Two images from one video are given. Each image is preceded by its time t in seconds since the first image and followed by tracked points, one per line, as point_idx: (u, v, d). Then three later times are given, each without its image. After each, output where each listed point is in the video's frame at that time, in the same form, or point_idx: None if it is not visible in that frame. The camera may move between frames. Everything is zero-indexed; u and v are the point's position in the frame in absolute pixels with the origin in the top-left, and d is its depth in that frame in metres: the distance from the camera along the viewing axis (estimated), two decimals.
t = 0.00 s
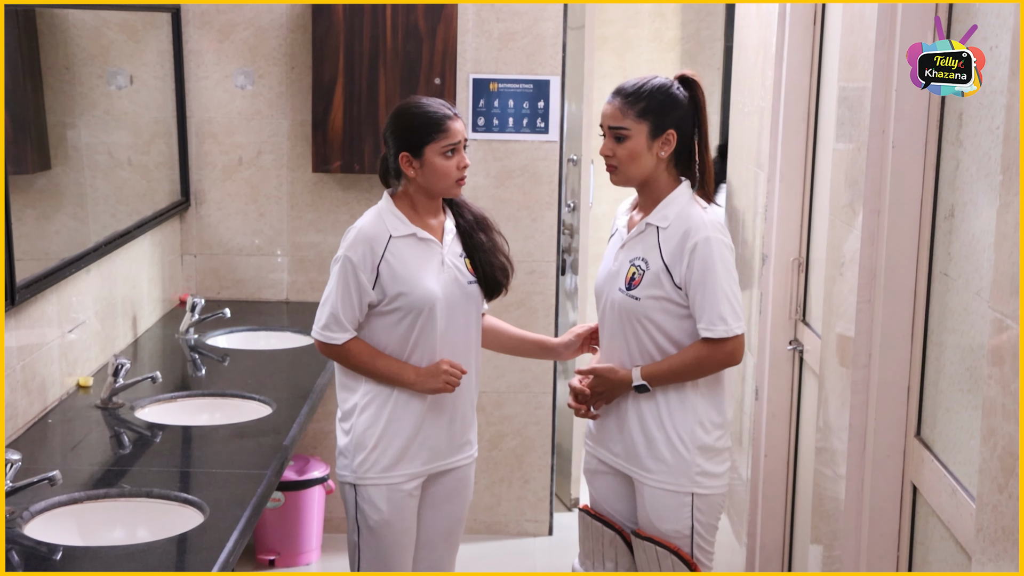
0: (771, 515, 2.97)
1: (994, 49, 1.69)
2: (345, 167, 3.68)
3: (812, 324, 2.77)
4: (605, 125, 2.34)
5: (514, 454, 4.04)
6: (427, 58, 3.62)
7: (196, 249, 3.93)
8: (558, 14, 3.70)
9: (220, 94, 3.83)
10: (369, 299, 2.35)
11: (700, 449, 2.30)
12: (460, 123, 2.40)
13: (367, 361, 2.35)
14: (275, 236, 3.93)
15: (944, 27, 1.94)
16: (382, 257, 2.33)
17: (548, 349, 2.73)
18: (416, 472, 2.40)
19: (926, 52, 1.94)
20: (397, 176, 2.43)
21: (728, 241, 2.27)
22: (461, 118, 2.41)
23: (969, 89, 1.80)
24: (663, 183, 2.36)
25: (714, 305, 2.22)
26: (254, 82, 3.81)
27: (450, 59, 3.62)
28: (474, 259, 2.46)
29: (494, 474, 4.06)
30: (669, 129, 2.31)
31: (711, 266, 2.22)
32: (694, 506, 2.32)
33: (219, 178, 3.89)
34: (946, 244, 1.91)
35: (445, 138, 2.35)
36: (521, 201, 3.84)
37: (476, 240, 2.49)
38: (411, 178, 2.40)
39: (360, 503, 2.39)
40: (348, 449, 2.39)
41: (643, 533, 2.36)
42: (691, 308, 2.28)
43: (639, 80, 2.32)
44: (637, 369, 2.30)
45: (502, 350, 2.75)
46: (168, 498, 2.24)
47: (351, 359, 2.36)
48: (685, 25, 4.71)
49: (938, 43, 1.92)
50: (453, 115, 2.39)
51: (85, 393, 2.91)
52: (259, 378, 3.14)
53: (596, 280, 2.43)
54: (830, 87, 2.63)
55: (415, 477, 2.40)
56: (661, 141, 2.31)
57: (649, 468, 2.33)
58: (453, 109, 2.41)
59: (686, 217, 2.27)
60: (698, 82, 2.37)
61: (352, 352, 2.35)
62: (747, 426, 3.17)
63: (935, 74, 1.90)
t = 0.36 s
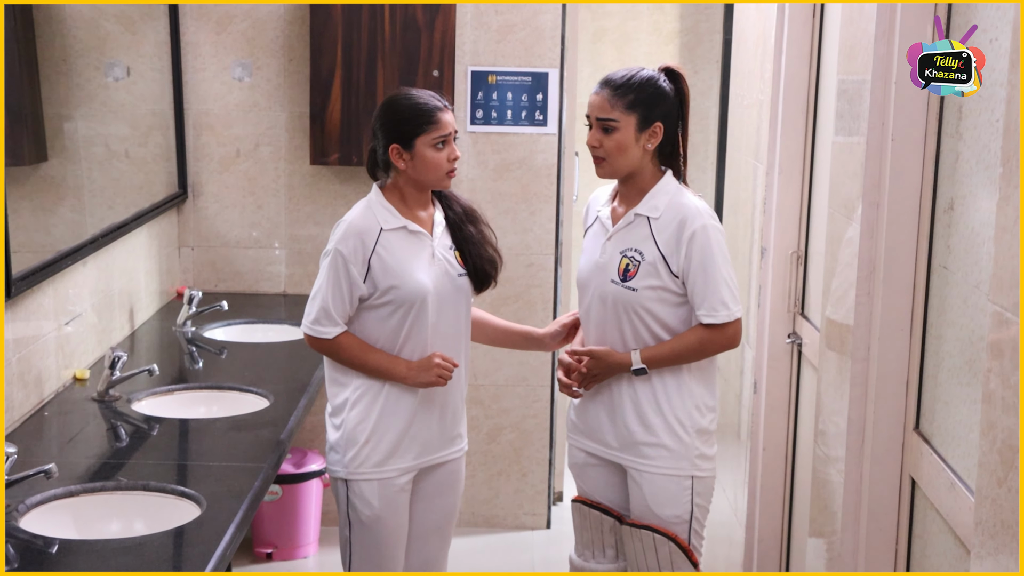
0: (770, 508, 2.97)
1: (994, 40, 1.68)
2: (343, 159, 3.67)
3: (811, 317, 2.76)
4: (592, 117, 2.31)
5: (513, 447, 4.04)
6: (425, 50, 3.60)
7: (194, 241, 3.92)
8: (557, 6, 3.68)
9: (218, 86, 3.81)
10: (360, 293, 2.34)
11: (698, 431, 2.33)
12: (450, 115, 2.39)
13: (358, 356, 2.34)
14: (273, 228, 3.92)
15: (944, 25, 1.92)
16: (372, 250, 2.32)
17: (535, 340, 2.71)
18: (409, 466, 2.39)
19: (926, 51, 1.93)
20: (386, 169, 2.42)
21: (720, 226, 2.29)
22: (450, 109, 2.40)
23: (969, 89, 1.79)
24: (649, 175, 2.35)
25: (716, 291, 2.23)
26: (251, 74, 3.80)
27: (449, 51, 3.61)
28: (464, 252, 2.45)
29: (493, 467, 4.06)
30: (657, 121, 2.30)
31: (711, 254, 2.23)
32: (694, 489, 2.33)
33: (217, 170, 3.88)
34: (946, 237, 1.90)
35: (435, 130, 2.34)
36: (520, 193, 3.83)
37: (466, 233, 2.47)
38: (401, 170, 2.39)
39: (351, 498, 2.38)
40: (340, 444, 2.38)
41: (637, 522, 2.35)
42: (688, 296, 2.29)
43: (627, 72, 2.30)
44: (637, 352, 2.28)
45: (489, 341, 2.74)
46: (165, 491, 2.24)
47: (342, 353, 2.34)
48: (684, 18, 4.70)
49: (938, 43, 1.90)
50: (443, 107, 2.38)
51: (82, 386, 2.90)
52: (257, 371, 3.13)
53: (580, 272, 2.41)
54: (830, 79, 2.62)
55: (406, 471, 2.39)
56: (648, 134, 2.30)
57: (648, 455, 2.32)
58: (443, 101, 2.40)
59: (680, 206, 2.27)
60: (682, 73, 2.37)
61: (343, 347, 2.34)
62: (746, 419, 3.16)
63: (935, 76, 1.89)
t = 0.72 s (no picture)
0: (772, 498, 2.97)
1: (998, 27, 1.67)
2: (343, 149, 3.67)
3: (813, 306, 2.76)
4: (585, 106, 2.28)
5: (514, 437, 4.04)
6: (426, 39, 3.59)
7: (194, 232, 3.92)
8: None
9: (217, 77, 3.80)
10: (352, 285, 2.33)
11: (693, 416, 2.34)
12: (439, 104, 2.38)
13: (352, 349, 2.33)
14: (274, 219, 3.91)
15: (945, 27, 1.91)
16: (365, 241, 2.31)
17: (524, 327, 2.72)
18: (403, 458, 2.40)
19: (926, 52, 1.93)
20: (376, 159, 2.41)
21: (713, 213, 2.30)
22: (439, 98, 2.39)
23: (969, 89, 1.79)
24: (641, 164, 2.35)
25: (713, 276, 2.24)
26: (251, 64, 3.79)
27: (449, 41, 3.59)
28: (453, 242, 2.46)
29: (494, 457, 4.06)
30: (650, 109, 2.30)
31: (707, 240, 2.23)
32: (688, 474, 2.34)
33: (217, 161, 3.87)
34: (948, 225, 1.89)
35: (427, 119, 2.34)
36: (521, 183, 3.82)
37: (454, 223, 2.48)
38: (392, 160, 2.38)
39: (346, 492, 2.38)
40: (334, 438, 2.37)
41: (624, 512, 2.36)
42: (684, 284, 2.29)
43: (618, 61, 2.28)
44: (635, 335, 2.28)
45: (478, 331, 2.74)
46: (166, 482, 2.23)
47: (335, 346, 2.33)
48: (685, 7, 4.68)
49: (938, 44, 1.90)
50: (433, 96, 2.37)
51: (83, 377, 2.90)
52: (257, 361, 3.13)
53: (571, 262, 2.39)
54: (831, 68, 2.61)
55: (401, 464, 2.40)
56: (642, 122, 2.30)
57: (643, 440, 2.32)
58: (431, 90, 2.39)
59: (673, 194, 2.28)
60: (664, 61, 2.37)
61: (335, 339, 2.33)
62: (748, 410, 3.16)
63: (935, 75, 1.89)
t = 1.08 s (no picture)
0: (777, 496, 2.96)
1: (1005, 25, 1.66)
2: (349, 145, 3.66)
3: (819, 304, 2.75)
4: (583, 106, 2.27)
5: (519, 434, 4.04)
6: (432, 35, 3.58)
7: (200, 228, 3.92)
8: None
9: (224, 72, 3.80)
10: (348, 282, 2.32)
11: (694, 410, 2.34)
12: (434, 101, 2.38)
13: (347, 347, 2.33)
14: (279, 214, 3.91)
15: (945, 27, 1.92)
16: (361, 239, 2.31)
17: (512, 323, 2.72)
18: (401, 456, 2.40)
19: (926, 52, 1.92)
20: (370, 156, 2.40)
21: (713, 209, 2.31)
22: (434, 95, 2.40)
23: (969, 89, 1.81)
24: (637, 162, 2.34)
25: (716, 272, 2.24)
26: (258, 59, 3.79)
27: (455, 37, 3.59)
28: (447, 239, 2.46)
29: (499, 454, 4.06)
30: (648, 108, 2.29)
31: (711, 236, 2.24)
32: (689, 468, 2.34)
33: (223, 157, 3.87)
34: (955, 223, 1.88)
35: (421, 117, 2.34)
36: (527, 180, 3.81)
37: (447, 220, 2.48)
38: (386, 157, 2.38)
39: (346, 491, 2.37)
40: (331, 438, 2.36)
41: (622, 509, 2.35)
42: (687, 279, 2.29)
43: (617, 59, 2.27)
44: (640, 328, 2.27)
45: (467, 329, 2.74)
46: (170, 478, 2.23)
47: (330, 344, 2.33)
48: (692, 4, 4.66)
49: (938, 44, 1.90)
50: (427, 94, 2.37)
51: (89, 371, 2.90)
52: (262, 357, 3.13)
53: (569, 261, 2.38)
54: (838, 65, 2.60)
55: (399, 462, 2.40)
56: (640, 121, 2.29)
57: (645, 434, 2.31)
58: (426, 87, 2.39)
59: (673, 190, 2.28)
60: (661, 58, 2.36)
61: (331, 338, 2.32)
62: (753, 408, 3.15)
63: (935, 75, 1.89)
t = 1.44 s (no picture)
0: (780, 500, 2.95)
1: (1006, 28, 1.65)
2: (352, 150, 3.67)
3: (822, 307, 2.74)
4: (586, 110, 2.27)
5: (522, 438, 4.03)
6: (435, 40, 3.58)
7: (203, 232, 3.92)
8: None
9: (227, 77, 3.80)
10: (342, 290, 2.32)
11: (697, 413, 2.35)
12: (427, 107, 2.39)
13: (342, 355, 2.32)
14: (282, 219, 3.91)
15: (944, 27, 1.92)
16: (355, 246, 2.31)
17: (494, 334, 2.73)
18: (400, 462, 2.40)
19: (925, 51, 1.92)
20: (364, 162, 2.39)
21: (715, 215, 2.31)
22: (427, 101, 2.40)
23: (969, 89, 1.81)
24: (639, 166, 2.34)
25: (721, 279, 2.25)
26: (261, 64, 3.79)
27: (458, 41, 3.59)
28: (438, 246, 2.48)
29: (502, 458, 4.05)
30: (650, 111, 2.29)
31: (715, 243, 2.24)
32: (691, 472, 2.34)
33: (226, 161, 3.87)
34: (958, 226, 1.87)
35: (415, 122, 2.34)
36: (530, 184, 3.81)
37: (438, 227, 2.50)
38: (379, 163, 2.38)
39: (345, 499, 2.37)
40: (328, 446, 2.36)
41: (622, 513, 2.35)
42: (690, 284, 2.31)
43: (618, 63, 2.27)
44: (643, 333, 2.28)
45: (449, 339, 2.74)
46: (173, 482, 2.23)
47: (325, 352, 2.32)
48: (695, 8, 4.66)
49: (938, 44, 1.91)
50: (420, 99, 2.38)
51: (91, 376, 2.90)
52: (265, 362, 3.13)
53: (571, 266, 2.37)
54: (841, 68, 2.59)
55: (397, 469, 2.40)
56: (643, 124, 2.29)
57: (650, 437, 2.31)
58: (418, 92, 2.39)
59: (677, 197, 2.28)
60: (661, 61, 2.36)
61: (325, 345, 2.32)
62: (757, 411, 3.14)
63: (935, 75, 1.88)
